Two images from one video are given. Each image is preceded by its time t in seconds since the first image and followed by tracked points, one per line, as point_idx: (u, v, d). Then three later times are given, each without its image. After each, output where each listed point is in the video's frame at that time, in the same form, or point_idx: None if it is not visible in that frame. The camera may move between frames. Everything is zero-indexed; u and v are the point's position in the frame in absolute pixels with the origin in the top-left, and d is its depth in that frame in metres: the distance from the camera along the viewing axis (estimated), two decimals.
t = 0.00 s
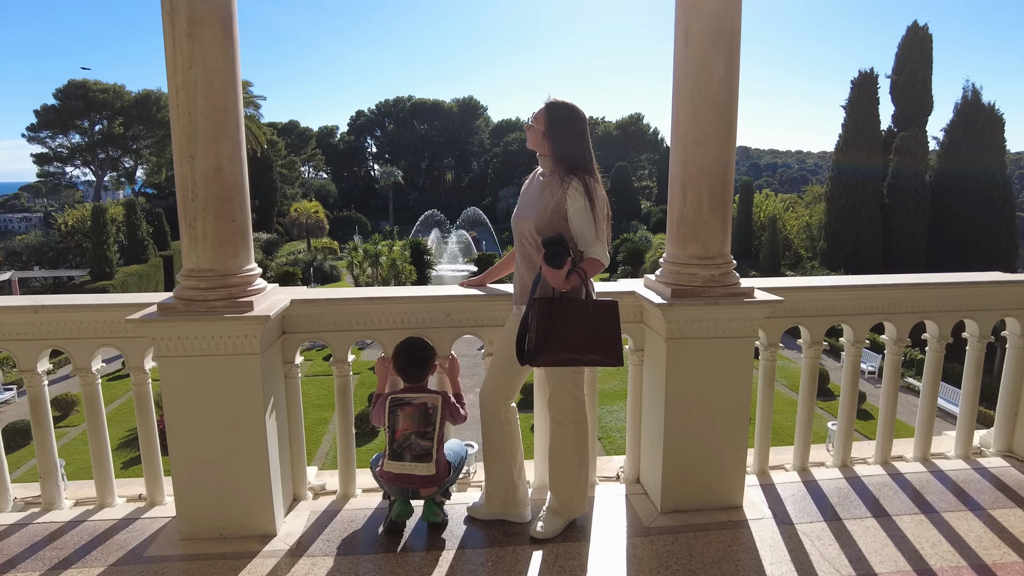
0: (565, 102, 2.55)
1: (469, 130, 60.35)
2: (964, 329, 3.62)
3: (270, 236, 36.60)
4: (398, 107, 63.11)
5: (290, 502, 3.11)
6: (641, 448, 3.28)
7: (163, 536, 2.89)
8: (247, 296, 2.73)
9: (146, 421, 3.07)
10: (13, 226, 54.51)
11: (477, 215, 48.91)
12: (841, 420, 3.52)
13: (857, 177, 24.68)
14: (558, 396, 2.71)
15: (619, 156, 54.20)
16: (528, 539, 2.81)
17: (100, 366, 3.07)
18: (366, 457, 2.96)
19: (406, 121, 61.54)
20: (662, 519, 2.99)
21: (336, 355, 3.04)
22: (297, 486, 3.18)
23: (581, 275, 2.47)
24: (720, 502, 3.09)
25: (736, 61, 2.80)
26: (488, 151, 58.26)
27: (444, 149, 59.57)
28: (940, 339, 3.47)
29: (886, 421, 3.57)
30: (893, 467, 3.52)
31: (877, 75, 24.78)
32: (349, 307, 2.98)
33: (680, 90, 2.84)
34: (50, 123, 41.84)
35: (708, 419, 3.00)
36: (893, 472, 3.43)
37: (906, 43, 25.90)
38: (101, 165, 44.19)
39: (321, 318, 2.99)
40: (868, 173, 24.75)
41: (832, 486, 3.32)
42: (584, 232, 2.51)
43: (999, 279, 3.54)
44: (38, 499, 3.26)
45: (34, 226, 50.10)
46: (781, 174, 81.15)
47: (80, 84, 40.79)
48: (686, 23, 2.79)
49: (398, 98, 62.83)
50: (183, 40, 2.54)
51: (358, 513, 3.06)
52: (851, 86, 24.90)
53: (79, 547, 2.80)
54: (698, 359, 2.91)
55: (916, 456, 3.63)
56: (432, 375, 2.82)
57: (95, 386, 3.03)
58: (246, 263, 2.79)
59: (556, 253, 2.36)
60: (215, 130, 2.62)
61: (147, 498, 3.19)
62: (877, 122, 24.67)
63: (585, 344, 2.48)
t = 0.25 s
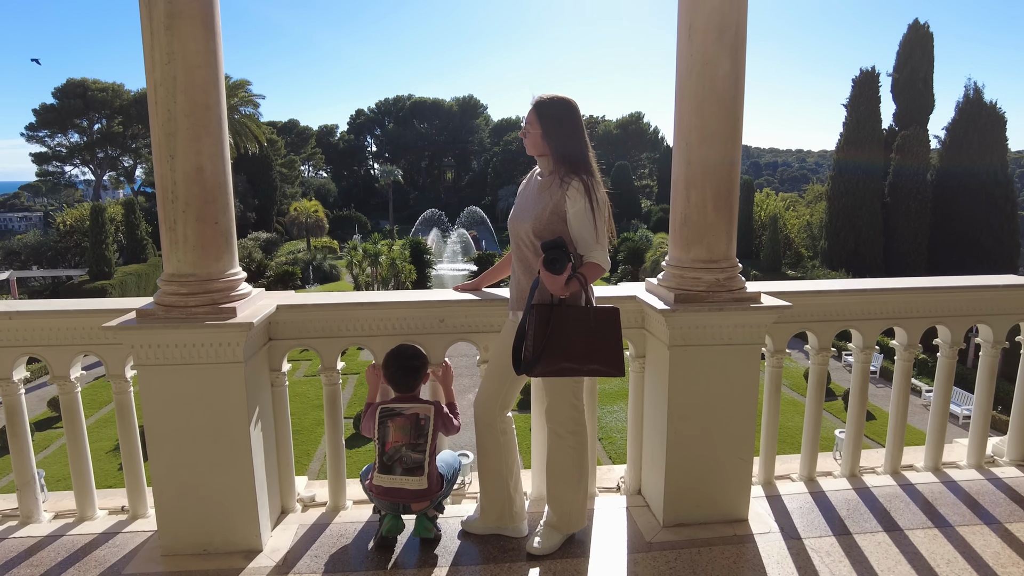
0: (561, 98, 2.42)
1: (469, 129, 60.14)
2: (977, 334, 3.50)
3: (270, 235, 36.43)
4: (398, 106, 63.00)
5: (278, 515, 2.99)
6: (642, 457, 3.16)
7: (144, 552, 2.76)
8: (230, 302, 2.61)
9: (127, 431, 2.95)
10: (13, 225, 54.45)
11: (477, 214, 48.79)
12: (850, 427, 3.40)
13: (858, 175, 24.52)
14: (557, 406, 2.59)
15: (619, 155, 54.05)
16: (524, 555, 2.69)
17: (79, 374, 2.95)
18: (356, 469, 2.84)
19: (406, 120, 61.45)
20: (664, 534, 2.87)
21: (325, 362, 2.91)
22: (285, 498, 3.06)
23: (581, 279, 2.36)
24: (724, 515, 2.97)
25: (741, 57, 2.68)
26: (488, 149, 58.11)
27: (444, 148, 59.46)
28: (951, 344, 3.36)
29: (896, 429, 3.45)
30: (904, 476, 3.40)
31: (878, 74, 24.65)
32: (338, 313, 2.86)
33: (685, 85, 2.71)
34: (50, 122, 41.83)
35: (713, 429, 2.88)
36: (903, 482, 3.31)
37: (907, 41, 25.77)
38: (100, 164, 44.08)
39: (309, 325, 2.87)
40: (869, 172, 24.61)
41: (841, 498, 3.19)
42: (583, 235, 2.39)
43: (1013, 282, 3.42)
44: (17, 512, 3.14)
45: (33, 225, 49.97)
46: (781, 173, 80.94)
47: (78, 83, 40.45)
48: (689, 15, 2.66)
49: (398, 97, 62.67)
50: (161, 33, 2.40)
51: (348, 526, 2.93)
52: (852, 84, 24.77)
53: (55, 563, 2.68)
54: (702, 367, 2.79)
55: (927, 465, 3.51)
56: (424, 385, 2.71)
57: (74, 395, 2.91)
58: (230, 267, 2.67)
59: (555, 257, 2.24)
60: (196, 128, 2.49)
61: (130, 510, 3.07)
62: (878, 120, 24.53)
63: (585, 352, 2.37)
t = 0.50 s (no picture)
0: (559, 95, 2.33)
1: (469, 129, 60.04)
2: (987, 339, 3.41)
3: (270, 235, 36.32)
4: (398, 106, 62.94)
5: (270, 526, 2.91)
6: (645, 465, 3.08)
7: (131, 565, 2.68)
8: (219, 308, 2.52)
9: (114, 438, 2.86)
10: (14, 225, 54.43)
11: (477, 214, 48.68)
12: (857, 434, 3.31)
13: (859, 175, 24.39)
14: (556, 414, 2.51)
15: (619, 154, 53.93)
16: (524, 568, 2.61)
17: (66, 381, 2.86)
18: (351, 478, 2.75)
19: (406, 120, 61.39)
20: (667, 545, 2.79)
21: (318, 369, 2.83)
22: (278, 508, 2.98)
23: (583, 284, 2.27)
24: (730, 526, 2.89)
25: (747, 53, 2.60)
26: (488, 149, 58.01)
27: (444, 148, 59.37)
28: (962, 350, 3.27)
29: (905, 436, 3.36)
30: (913, 485, 3.31)
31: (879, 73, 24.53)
32: (331, 317, 2.77)
33: (689, 84, 2.63)
34: (49, 122, 41.68)
35: (718, 437, 2.79)
36: (912, 491, 3.22)
37: (908, 41, 25.63)
38: (100, 164, 44.01)
39: (302, 330, 2.79)
40: (870, 171, 24.47)
41: (849, 507, 3.10)
42: (585, 238, 2.31)
43: None
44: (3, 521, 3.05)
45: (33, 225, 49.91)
46: (781, 173, 80.77)
47: (78, 82, 40.65)
48: (693, 11, 2.58)
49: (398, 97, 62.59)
50: (147, 30, 2.32)
51: (342, 537, 2.85)
52: (853, 84, 24.65)
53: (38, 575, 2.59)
54: (707, 374, 2.71)
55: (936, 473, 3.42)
56: (420, 393, 2.62)
57: (60, 402, 2.82)
58: (220, 271, 2.58)
59: (555, 261, 2.16)
60: (183, 127, 2.40)
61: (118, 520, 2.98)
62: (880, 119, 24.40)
63: (587, 359, 2.28)
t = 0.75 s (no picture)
0: (560, 93, 2.24)
1: (470, 129, 59.97)
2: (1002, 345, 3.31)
3: (270, 235, 36.20)
4: (399, 106, 62.93)
5: (263, 538, 2.82)
6: (649, 476, 2.99)
7: None
8: (208, 313, 2.43)
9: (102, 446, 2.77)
10: (15, 225, 54.39)
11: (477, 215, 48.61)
12: (868, 443, 3.20)
13: (861, 175, 24.23)
14: (558, 424, 2.42)
15: (619, 155, 53.87)
16: None
17: (51, 387, 2.77)
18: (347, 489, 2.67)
19: (407, 120, 61.35)
20: (673, 560, 2.69)
21: (312, 376, 2.74)
22: (272, 518, 2.89)
23: (588, 288, 2.18)
24: (738, 538, 2.79)
25: (757, 47, 2.50)
26: (489, 150, 57.87)
27: (444, 148, 59.34)
28: (976, 356, 3.17)
29: (918, 444, 3.25)
30: (926, 494, 3.21)
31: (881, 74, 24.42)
32: (325, 322, 2.68)
33: (696, 81, 2.54)
34: (48, 122, 41.46)
35: (726, 448, 2.70)
36: (925, 501, 3.12)
37: (910, 41, 25.49)
38: (100, 164, 43.93)
39: (295, 336, 2.70)
40: (872, 172, 24.34)
41: (860, 518, 3.00)
42: (588, 242, 2.23)
43: None
44: None
45: (33, 225, 49.83)
46: (782, 173, 80.73)
47: (78, 83, 40.73)
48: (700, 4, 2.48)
49: (399, 97, 62.55)
50: (132, 22, 2.23)
51: (336, 548, 2.76)
52: (855, 84, 24.54)
53: None
54: (714, 381, 2.61)
55: (948, 482, 3.32)
56: (418, 402, 2.53)
57: (46, 409, 2.73)
58: (209, 274, 2.49)
59: (558, 265, 2.07)
60: (172, 124, 2.31)
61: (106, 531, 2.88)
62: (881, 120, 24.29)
63: (591, 368, 2.19)
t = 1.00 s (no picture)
0: (565, 91, 2.14)
1: (470, 130, 59.86)
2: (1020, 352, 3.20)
3: (270, 236, 36.09)
4: (399, 106, 62.85)
5: (257, 553, 2.71)
6: (657, 488, 2.88)
7: None
8: (198, 320, 2.32)
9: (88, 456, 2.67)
10: (15, 225, 54.31)
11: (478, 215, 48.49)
12: (883, 453, 3.09)
13: (863, 176, 24.03)
14: (564, 436, 2.31)
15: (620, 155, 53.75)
16: None
17: (36, 397, 2.67)
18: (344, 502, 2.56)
19: (407, 120, 61.24)
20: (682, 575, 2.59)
21: (307, 385, 2.63)
22: (266, 531, 2.78)
23: (596, 295, 2.08)
24: (749, 554, 2.68)
25: (771, 42, 2.40)
26: (489, 150, 57.75)
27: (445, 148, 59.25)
28: (994, 363, 3.06)
29: (934, 454, 3.14)
30: (944, 506, 3.09)
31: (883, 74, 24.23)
32: (319, 329, 2.57)
33: (707, 79, 2.43)
34: (49, 123, 41.31)
35: (738, 459, 2.59)
36: (943, 514, 3.00)
37: (912, 41, 25.18)
38: (100, 164, 43.85)
39: (289, 343, 2.59)
40: (874, 172, 24.12)
41: (875, 532, 2.89)
42: (596, 246, 2.13)
43: None
44: None
45: (34, 225, 49.76)
46: (782, 173, 80.59)
47: (78, 83, 40.77)
48: None
49: (399, 97, 62.50)
50: (117, 15, 2.12)
51: (333, 563, 2.65)
52: (857, 85, 24.37)
53: None
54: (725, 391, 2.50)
55: (965, 494, 3.20)
56: (417, 411, 2.42)
57: (31, 420, 2.63)
58: (199, 278, 2.38)
59: (564, 271, 1.97)
60: (160, 123, 2.21)
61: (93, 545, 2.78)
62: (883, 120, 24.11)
63: (598, 379, 2.09)
